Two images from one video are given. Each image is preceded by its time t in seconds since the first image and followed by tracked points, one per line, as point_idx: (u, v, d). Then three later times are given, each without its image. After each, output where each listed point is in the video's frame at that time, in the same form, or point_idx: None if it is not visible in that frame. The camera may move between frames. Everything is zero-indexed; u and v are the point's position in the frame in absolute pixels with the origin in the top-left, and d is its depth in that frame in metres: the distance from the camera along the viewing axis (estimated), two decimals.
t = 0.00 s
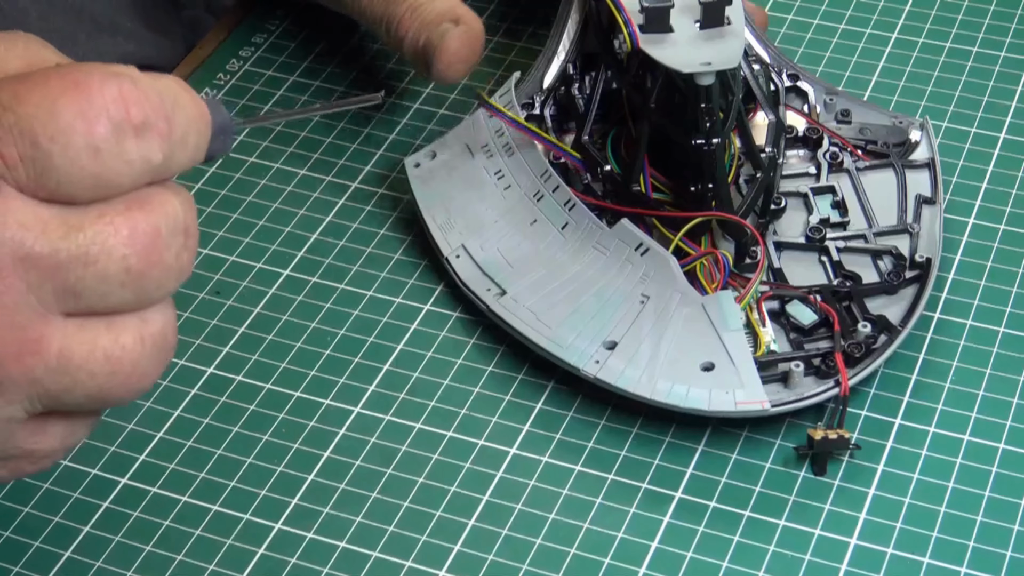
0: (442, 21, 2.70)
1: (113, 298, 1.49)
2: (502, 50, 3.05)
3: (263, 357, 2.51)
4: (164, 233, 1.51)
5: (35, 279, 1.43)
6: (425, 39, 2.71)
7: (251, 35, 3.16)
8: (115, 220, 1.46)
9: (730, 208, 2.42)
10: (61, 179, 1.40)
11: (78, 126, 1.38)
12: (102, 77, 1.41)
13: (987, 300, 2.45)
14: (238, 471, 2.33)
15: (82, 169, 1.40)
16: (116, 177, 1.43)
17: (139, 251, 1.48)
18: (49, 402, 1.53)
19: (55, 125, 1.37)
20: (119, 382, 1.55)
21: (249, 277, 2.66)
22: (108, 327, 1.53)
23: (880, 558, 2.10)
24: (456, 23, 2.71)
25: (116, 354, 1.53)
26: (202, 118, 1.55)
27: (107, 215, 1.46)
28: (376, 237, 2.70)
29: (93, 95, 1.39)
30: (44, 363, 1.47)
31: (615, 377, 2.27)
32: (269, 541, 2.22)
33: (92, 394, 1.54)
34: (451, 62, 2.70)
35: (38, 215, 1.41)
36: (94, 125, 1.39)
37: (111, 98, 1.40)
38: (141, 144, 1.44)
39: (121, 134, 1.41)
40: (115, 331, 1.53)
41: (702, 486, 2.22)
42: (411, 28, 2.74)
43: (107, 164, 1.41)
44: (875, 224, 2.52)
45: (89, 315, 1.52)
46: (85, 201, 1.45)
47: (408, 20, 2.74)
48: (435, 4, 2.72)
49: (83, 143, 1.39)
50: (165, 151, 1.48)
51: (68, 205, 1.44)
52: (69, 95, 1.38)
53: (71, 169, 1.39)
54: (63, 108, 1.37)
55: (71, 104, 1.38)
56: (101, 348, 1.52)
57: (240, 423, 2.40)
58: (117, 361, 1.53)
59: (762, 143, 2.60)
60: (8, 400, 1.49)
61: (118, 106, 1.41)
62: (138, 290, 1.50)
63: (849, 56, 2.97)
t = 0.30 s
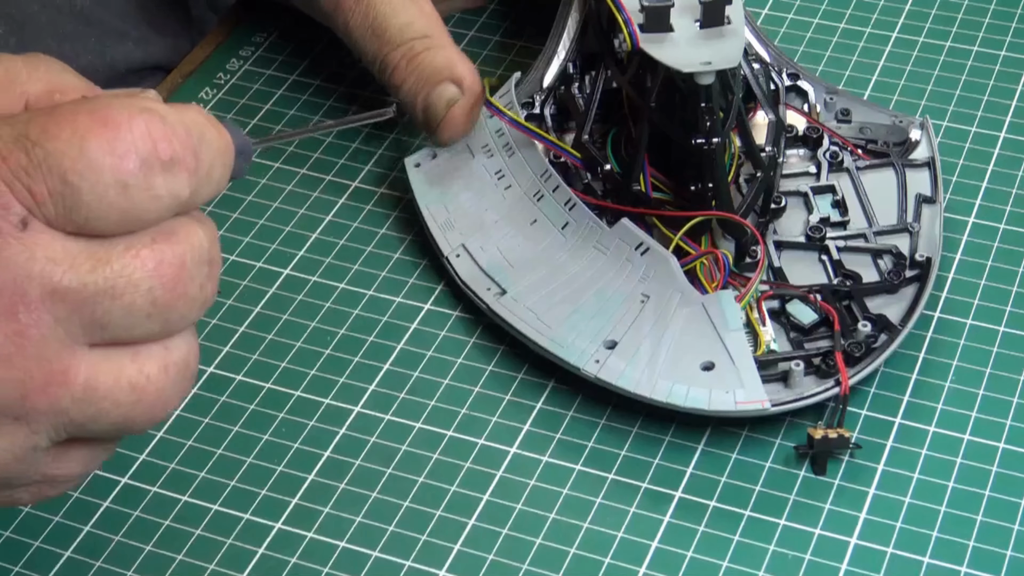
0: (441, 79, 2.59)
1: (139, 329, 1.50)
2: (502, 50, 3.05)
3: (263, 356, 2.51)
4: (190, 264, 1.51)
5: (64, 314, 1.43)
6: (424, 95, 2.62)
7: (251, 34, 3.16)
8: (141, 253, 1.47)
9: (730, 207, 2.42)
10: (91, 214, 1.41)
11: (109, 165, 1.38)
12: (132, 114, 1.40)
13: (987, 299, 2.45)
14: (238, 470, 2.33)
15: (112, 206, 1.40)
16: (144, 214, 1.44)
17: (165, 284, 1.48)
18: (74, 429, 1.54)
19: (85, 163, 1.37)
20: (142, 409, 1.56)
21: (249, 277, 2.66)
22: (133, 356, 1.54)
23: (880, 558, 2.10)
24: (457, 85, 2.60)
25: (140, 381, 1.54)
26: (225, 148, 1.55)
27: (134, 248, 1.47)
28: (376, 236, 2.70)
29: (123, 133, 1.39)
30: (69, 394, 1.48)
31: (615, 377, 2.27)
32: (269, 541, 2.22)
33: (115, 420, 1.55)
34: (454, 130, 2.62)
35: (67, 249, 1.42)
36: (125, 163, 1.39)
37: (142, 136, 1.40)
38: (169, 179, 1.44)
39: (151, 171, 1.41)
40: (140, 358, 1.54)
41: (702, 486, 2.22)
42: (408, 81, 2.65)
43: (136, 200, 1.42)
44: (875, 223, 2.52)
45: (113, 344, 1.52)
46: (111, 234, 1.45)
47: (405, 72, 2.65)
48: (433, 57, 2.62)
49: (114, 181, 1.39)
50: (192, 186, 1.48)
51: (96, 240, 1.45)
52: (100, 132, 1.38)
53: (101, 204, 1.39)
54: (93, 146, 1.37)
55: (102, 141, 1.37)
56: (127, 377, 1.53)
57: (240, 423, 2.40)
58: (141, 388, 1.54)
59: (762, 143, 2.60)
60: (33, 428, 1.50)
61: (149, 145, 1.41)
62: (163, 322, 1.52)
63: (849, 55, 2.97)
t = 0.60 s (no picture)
0: (446, 94, 2.63)
1: (163, 329, 1.50)
2: (502, 51, 3.05)
3: (263, 357, 2.51)
4: (213, 265, 1.52)
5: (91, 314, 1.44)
6: (429, 109, 2.66)
7: (251, 34, 3.16)
8: (166, 253, 1.47)
9: (729, 208, 2.42)
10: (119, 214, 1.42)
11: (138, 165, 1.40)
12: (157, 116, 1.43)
13: (987, 299, 2.45)
14: (238, 471, 2.33)
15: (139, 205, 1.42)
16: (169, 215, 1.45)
17: (189, 284, 1.49)
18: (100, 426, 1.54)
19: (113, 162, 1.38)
20: (166, 406, 1.56)
21: (249, 277, 2.66)
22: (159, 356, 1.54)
23: (880, 558, 2.10)
24: (462, 101, 2.63)
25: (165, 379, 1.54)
26: (246, 154, 1.57)
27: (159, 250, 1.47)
28: (377, 236, 2.71)
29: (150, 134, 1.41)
30: (95, 394, 1.48)
31: (614, 377, 2.27)
32: (269, 541, 2.22)
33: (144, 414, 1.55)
34: (463, 148, 2.65)
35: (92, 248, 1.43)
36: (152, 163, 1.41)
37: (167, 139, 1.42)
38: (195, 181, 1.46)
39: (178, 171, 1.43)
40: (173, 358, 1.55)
41: (701, 486, 2.22)
42: (413, 95, 2.68)
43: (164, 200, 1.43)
44: (876, 224, 2.52)
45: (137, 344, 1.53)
46: (136, 235, 1.46)
47: (410, 86, 2.68)
48: (437, 71, 2.65)
49: (142, 179, 1.40)
50: (217, 187, 1.50)
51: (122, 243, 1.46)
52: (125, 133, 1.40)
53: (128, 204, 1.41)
54: (121, 145, 1.38)
55: (130, 140, 1.39)
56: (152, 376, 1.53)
57: (240, 423, 2.40)
58: (165, 387, 1.54)
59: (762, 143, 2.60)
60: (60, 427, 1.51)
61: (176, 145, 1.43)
62: (188, 322, 1.52)
63: (849, 55, 2.97)
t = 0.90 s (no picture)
0: (462, 83, 2.65)
1: (220, 313, 1.49)
2: (503, 50, 3.05)
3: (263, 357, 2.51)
4: (268, 252, 1.52)
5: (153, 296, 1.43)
6: (444, 99, 2.68)
7: (250, 34, 3.17)
8: (225, 237, 1.46)
9: (729, 207, 2.41)
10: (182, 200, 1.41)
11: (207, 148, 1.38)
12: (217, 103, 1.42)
13: (988, 299, 2.45)
14: (238, 471, 2.33)
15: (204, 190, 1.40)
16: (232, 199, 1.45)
17: (247, 269, 1.48)
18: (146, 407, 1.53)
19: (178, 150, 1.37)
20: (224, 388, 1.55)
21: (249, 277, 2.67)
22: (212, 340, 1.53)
23: (880, 559, 2.09)
24: (477, 90, 2.67)
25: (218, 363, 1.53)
26: (299, 140, 1.57)
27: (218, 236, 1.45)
28: (377, 236, 2.71)
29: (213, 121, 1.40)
30: (155, 374, 1.47)
31: (614, 377, 2.27)
32: (269, 542, 2.22)
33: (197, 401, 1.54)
34: (477, 137, 2.66)
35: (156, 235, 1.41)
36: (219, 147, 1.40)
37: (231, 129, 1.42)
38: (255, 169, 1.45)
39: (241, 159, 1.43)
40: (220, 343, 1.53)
41: (701, 486, 2.22)
42: (428, 85, 2.69)
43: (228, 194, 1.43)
44: (877, 224, 2.51)
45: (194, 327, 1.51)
46: (198, 221, 1.45)
47: (424, 76, 2.70)
48: (452, 61, 2.67)
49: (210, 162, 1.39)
50: (274, 175, 1.50)
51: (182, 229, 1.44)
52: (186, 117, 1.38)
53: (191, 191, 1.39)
54: (184, 132, 1.37)
55: (195, 127, 1.38)
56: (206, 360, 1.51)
57: (240, 423, 2.40)
58: (219, 369, 1.53)
59: (763, 143, 2.60)
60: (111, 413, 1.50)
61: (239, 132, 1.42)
62: (244, 306, 1.51)
63: (849, 55, 2.97)
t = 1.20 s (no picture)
0: (458, 91, 2.63)
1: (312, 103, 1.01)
2: (503, 51, 3.05)
3: (263, 357, 2.51)
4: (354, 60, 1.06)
5: (210, 163, 0.92)
6: (441, 106, 2.67)
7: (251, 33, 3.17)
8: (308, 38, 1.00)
9: (729, 208, 2.41)
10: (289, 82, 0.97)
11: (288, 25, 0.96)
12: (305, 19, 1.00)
13: (988, 299, 2.45)
14: (238, 470, 2.33)
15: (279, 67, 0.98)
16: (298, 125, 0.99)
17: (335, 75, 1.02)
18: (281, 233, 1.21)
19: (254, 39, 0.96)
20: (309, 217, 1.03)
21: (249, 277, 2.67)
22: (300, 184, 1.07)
23: (880, 558, 2.09)
24: (473, 95, 2.65)
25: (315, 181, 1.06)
26: None
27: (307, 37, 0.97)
28: (377, 236, 2.71)
29: None
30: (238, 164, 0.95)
31: (614, 377, 2.27)
32: (269, 541, 2.22)
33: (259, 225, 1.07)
34: (475, 141, 2.67)
35: (221, 80, 0.91)
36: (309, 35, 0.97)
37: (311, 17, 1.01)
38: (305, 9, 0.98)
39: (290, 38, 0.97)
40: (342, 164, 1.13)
41: (701, 486, 2.22)
42: (424, 91, 2.67)
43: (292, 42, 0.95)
44: (877, 224, 2.51)
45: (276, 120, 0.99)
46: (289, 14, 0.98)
47: (420, 83, 2.67)
48: (448, 68, 2.64)
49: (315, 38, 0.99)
50: None
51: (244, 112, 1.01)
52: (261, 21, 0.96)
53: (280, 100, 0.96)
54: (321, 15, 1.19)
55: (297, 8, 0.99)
56: (294, 173, 0.98)
57: (240, 423, 2.41)
58: (309, 204, 1.01)
59: (763, 143, 2.60)
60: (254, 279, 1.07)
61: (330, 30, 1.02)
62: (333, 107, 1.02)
63: (849, 55, 2.97)
